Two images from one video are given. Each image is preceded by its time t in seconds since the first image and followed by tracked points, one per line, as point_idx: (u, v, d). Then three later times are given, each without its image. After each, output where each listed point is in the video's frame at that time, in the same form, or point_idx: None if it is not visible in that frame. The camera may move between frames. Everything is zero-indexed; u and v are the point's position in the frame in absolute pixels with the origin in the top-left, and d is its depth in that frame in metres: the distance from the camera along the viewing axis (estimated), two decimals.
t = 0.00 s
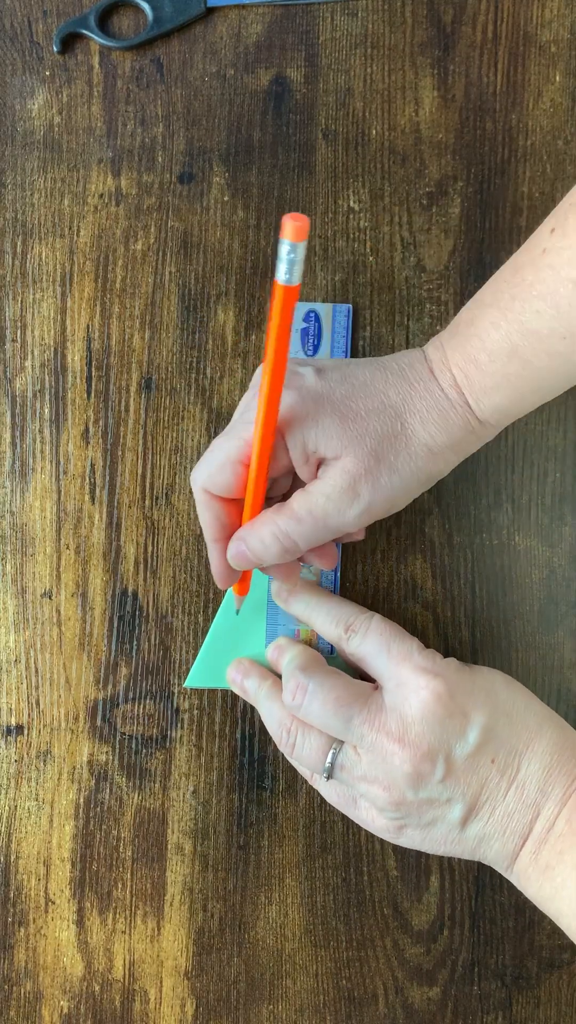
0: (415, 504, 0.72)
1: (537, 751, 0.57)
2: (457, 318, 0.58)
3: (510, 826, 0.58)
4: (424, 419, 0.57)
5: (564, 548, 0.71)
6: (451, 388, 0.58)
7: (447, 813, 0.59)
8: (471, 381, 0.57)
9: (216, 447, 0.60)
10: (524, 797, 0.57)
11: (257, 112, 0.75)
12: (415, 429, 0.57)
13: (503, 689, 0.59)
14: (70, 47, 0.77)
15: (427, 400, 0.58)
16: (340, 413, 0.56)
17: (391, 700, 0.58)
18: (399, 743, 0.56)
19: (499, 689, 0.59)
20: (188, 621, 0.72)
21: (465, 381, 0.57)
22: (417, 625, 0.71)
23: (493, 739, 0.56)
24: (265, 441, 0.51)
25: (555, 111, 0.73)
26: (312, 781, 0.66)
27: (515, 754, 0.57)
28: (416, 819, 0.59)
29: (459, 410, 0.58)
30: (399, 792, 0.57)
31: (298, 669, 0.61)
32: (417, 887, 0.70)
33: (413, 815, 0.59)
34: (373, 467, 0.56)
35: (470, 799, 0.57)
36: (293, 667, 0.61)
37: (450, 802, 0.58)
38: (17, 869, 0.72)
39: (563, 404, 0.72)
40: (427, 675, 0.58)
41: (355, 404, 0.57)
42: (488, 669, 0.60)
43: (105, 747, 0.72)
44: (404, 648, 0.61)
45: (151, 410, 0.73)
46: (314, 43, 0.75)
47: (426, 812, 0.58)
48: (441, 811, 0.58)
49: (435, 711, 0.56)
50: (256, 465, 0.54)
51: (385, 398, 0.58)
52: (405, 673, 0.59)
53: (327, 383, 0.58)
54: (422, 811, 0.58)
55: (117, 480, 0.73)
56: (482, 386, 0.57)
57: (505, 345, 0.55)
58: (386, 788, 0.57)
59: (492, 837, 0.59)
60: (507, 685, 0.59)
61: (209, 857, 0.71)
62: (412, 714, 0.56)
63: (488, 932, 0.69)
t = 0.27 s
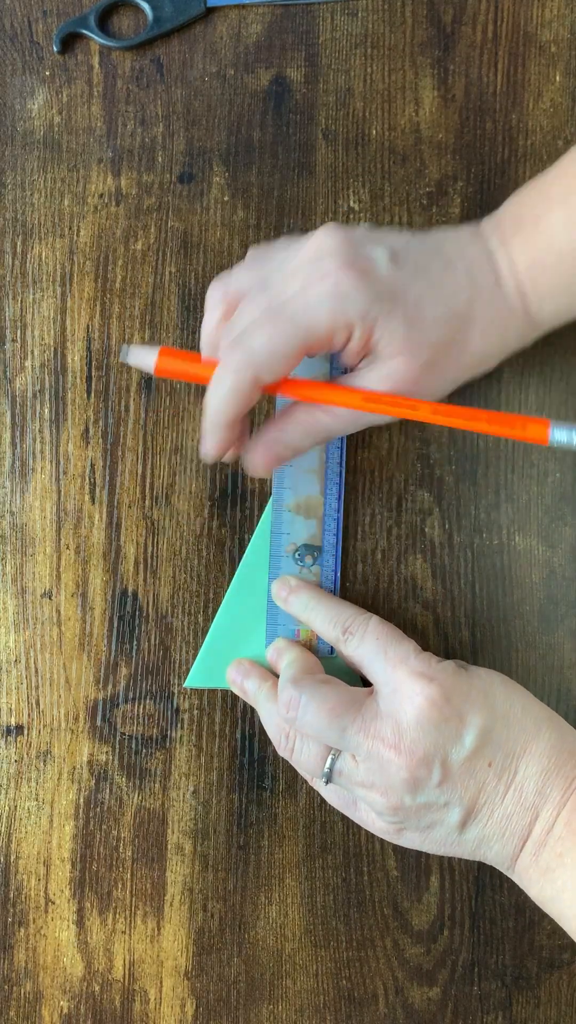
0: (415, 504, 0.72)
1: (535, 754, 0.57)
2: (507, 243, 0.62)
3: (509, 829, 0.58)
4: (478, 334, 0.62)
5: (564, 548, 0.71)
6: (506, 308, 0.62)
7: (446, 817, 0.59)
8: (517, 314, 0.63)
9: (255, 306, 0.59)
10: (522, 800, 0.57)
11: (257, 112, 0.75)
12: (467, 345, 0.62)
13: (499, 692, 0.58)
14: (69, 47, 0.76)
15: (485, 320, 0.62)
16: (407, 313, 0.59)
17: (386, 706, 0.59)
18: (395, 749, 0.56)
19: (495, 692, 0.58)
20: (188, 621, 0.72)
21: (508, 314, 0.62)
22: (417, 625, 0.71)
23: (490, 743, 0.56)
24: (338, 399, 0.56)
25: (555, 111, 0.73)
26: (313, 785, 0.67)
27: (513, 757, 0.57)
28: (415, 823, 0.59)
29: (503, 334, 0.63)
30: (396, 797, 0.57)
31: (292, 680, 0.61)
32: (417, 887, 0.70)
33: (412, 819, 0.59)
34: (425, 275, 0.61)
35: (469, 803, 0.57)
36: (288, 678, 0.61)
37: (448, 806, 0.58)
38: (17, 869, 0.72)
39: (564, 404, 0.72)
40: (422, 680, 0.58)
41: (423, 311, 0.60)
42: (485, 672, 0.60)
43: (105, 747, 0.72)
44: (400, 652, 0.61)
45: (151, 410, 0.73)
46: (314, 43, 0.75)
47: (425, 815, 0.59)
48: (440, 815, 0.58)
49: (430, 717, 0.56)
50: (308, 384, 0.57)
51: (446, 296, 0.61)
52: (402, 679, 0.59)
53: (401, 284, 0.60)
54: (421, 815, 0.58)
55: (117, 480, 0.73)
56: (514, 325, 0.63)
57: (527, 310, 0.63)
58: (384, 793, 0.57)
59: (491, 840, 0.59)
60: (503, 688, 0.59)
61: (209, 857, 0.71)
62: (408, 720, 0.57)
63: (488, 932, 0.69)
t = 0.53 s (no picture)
0: (415, 504, 0.72)
1: (535, 755, 0.57)
2: (548, 212, 0.63)
3: (508, 829, 0.58)
4: (524, 301, 0.63)
5: (564, 548, 0.71)
6: (547, 273, 0.63)
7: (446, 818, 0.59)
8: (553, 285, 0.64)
9: (319, 277, 0.60)
10: (522, 801, 0.57)
11: (256, 112, 0.75)
12: (511, 312, 0.64)
13: (500, 694, 0.58)
14: (70, 47, 0.77)
15: (530, 288, 0.63)
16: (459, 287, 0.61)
17: (388, 710, 0.58)
18: (397, 753, 0.56)
19: (495, 694, 0.58)
20: (188, 621, 0.72)
21: (547, 285, 0.64)
22: (417, 625, 0.71)
23: (491, 744, 0.56)
24: (393, 379, 0.63)
25: (555, 111, 0.74)
26: (313, 785, 0.66)
27: (513, 757, 0.57)
28: (415, 824, 0.59)
29: (547, 299, 0.64)
30: (398, 799, 0.57)
31: (293, 685, 0.60)
32: (417, 887, 0.70)
33: (413, 820, 0.59)
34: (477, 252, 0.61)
35: (469, 804, 0.57)
36: (288, 683, 0.61)
37: (449, 807, 0.58)
38: (17, 868, 0.72)
39: (563, 404, 0.72)
40: (424, 683, 0.58)
41: (474, 286, 0.61)
42: (486, 673, 0.60)
43: (105, 747, 0.72)
44: (401, 653, 0.61)
45: (151, 410, 0.73)
46: (314, 43, 0.75)
47: (426, 816, 0.58)
48: (440, 816, 0.58)
49: (433, 719, 0.56)
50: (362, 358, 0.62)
51: (496, 266, 0.62)
52: (402, 681, 0.59)
53: (457, 257, 0.61)
54: (422, 816, 0.58)
55: (117, 480, 0.73)
56: (555, 295, 0.65)
57: (564, 281, 0.64)
58: (386, 795, 0.57)
59: (491, 841, 0.59)
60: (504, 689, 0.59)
61: (209, 857, 0.71)
62: (409, 723, 0.56)
63: (488, 932, 0.69)
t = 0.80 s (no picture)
0: (415, 504, 0.72)
1: (535, 757, 0.57)
2: (549, 216, 0.63)
3: (508, 830, 0.58)
4: (527, 304, 0.64)
5: (564, 548, 0.71)
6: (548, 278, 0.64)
7: (446, 819, 0.59)
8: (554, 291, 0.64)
9: (323, 277, 0.60)
10: (522, 802, 0.57)
11: (257, 112, 0.75)
12: (514, 314, 0.64)
13: (501, 697, 0.59)
14: (70, 47, 0.77)
15: (532, 291, 0.63)
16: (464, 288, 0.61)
17: (390, 712, 0.58)
18: (399, 755, 0.56)
19: (496, 696, 0.59)
20: (188, 621, 0.72)
21: (548, 288, 0.64)
22: (417, 625, 0.71)
23: (491, 746, 0.57)
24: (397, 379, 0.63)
25: (555, 111, 0.74)
26: (314, 786, 0.66)
27: (514, 760, 0.57)
28: (416, 826, 0.59)
29: (549, 302, 0.65)
30: (399, 801, 0.57)
31: (294, 690, 0.60)
32: (417, 887, 0.70)
33: (413, 822, 0.59)
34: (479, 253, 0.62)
35: (470, 805, 0.57)
36: (289, 688, 0.61)
37: (450, 809, 0.58)
38: (17, 869, 0.72)
39: (563, 404, 0.72)
40: (426, 685, 0.58)
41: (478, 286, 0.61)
42: (487, 676, 0.61)
43: (105, 747, 0.72)
44: (403, 656, 0.61)
45: (151, 410, 0.73)
46: (314, 43, 0.75)
47: (426, 818, 0.59)
48: (441, 818, 0.58)
49: (435, 722, 0.56)
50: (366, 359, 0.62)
51: (499, 268, 0.62)
52: (404, 683, 0.59)
53: (462, 258, 0.61)
54: (423, 817, 0.58)
55: (117, 480, 0.73)
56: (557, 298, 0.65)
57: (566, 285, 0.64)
58: (387, 798, 0.57)
59: (491, 842, 0.59)
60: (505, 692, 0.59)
61: (209, 857, 0.71)
62: (412, 725, 0.57)
63: (488, 932, 0.69)
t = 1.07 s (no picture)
0: (415, 504, 0.72)
1: (535, 757, 0.57)
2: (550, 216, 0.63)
3: (509, 831, 0.58)
4: (526, 304, 0.64)
5: (563, 548, 0.71)
6: (549, 277, 0.64)
7: (447, 820, 0.59)
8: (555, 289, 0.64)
9: (324, 277, 0.61)
10: (522, 803, 0.57)
11: (256, 112, 0.75)
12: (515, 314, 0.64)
13: (501, 698, 0.59)
14: (70, 47, 0.77)
15: (535, 291, 0.63)
16: (466, 288, 0.61)
17: (391, 713, 0.58)
18: (400, 755, 0.56)
19: (496, 697, 0.59)
20: (188, 621, 0.72)
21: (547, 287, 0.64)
22: (417, 625, 0.71)
23: (492, 747, 0.57)
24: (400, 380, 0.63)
25: (555, 111, 0.74)
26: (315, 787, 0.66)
27: (514, 760, 0.57)
28: (417, 826, 0.59)
29: (551, 301, 0.64)
30: (400, 802, 0.57)
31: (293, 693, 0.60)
32: (417, 887, 0.70)
33: (414, 823, 0.59)
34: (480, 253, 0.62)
35: (470, 806, 0.57)
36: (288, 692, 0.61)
37: (450, 809, 0.58)
38: (17, 868, 0.72)
39: (563, 404, 0.72)
40: (427, 687, 0.58)
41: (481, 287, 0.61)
42: (487, 677, 0.61)
43: (105, 747, 0.72)
44: (403, 656, 0.61)
45: (151, 410, 0.73)
46: (314, 43, 0.75)
47: (427, 818, 0.58)
48: (442, 818, 0.58)
49: (435, 722, 0.56)
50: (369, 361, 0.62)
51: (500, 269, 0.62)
52: (405, 684, 0.59)
53: (464, 258, 0.61)
54: (424, 818, 0.58)
55: (117, 480, 0.73)
56: (557, 299, 0.65)
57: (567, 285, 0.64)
58: (388, 798, 0.57)
59: (491, 842, 0.59)
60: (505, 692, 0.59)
61: (209, 857, 0.71)
62: (413, 725, 0.57)
63: (488, 932, 0.69)
